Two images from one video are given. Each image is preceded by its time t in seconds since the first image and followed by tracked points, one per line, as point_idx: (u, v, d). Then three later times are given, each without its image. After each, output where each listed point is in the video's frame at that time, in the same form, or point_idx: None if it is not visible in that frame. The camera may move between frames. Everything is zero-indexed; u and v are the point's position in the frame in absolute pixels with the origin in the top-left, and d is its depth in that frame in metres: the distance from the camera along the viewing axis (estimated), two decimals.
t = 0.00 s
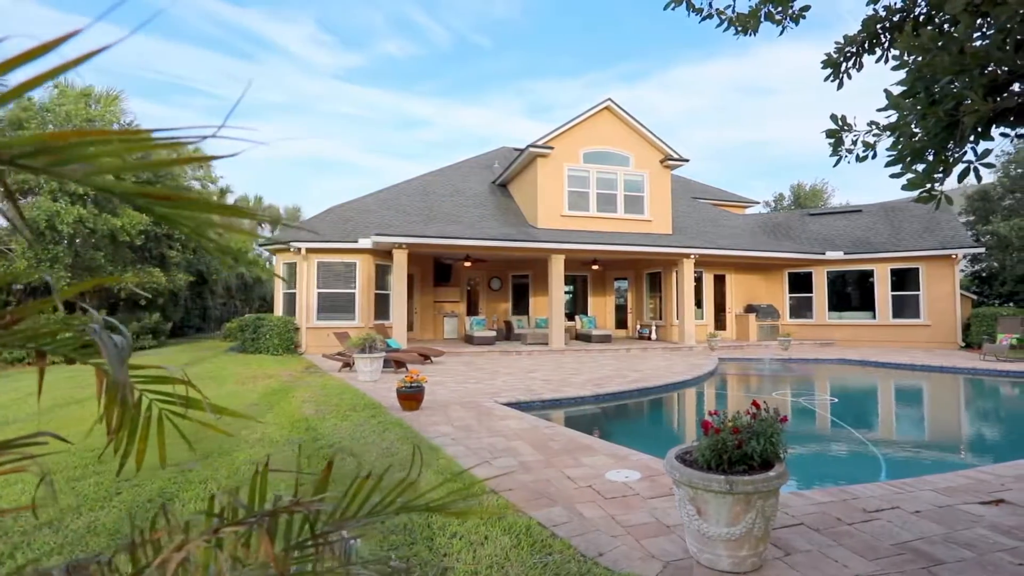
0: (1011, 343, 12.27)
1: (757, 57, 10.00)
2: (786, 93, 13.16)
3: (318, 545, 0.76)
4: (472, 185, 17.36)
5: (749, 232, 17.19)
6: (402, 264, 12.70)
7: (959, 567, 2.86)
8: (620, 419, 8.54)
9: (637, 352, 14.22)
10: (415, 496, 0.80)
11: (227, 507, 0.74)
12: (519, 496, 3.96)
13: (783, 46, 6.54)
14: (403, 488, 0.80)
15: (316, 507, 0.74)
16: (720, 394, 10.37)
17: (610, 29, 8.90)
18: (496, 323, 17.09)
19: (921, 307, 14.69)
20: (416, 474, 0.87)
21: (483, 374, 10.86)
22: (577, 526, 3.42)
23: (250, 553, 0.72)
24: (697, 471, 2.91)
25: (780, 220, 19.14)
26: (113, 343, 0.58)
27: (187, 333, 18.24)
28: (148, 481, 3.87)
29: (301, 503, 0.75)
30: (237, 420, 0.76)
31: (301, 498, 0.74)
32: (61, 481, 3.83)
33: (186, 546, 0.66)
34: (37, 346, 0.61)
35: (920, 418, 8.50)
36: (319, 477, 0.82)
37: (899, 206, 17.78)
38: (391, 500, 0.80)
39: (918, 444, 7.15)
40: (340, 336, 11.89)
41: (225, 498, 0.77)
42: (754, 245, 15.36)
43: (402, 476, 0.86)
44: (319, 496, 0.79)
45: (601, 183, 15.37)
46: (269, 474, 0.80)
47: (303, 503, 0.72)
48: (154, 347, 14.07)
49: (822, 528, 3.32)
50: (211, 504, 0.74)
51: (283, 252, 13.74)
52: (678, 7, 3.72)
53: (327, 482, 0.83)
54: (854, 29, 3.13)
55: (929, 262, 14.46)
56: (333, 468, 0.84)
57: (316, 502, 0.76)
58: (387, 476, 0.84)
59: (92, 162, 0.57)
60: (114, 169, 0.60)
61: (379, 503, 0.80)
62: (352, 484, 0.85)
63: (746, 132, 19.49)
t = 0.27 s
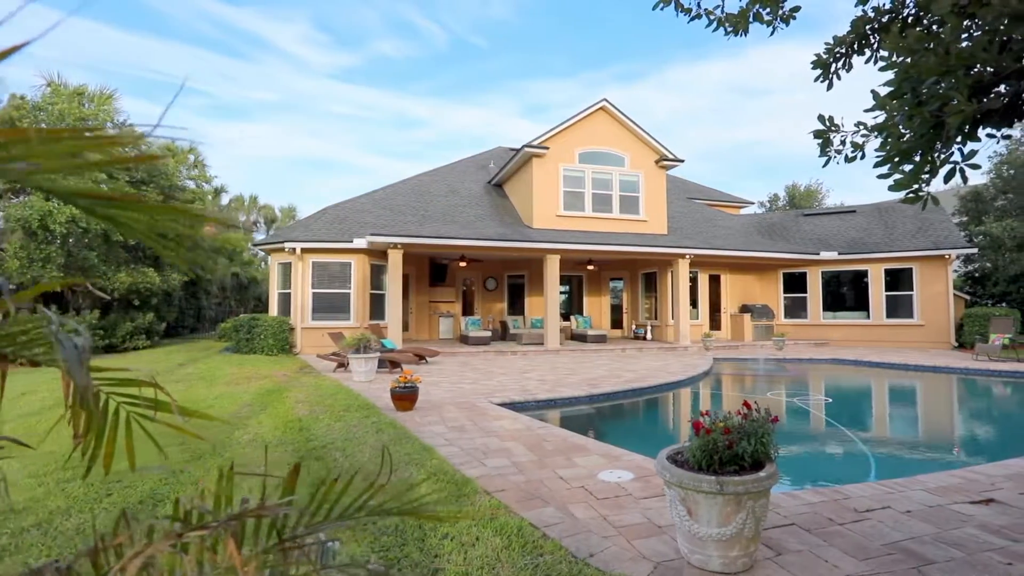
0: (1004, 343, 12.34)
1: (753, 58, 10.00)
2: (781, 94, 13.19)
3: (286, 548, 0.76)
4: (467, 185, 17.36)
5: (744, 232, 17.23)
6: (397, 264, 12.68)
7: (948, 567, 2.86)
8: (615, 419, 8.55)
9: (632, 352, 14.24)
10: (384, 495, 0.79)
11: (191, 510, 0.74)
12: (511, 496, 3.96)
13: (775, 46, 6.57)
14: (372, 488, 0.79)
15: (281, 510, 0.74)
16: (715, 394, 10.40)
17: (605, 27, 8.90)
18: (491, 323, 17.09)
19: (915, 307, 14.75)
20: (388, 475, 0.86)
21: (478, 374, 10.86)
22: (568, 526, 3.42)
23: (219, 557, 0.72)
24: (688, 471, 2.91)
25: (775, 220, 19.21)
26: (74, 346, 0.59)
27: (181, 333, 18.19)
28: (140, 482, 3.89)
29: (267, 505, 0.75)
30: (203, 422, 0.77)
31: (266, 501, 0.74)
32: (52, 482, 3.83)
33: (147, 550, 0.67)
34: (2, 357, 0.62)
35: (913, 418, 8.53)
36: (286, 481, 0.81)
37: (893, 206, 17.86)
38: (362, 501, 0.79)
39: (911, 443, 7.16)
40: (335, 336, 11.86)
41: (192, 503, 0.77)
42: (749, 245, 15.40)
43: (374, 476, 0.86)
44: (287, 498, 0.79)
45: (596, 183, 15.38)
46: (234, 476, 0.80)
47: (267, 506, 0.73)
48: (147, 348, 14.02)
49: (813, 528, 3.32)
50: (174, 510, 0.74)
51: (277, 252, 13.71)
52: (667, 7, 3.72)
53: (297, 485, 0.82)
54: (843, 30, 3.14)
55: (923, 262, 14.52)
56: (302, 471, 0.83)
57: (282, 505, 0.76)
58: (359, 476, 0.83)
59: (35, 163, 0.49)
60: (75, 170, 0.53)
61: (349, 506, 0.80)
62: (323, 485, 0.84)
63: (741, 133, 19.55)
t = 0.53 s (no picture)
0: (994, 343, 12.44)
1: (747, 60, 10.08)
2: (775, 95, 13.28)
3: (246, 551, 0.87)
4: (461, 185, 17.34)
5: (738, 233, 17.30)
6: (390, 264, 12.65)
7: (935, 566, 2.87)
8: (609, 419, 8.55)
9: (626, 352, 14.26)
10: (344, 502, 0.93)
11: (150, 514, 0.77)
12: (501, 497, 3.96)
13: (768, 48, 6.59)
14: (334, 495, 0.92)
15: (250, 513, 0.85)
16: (709, 394, 10.43)
17: (598, 29, 8.96)
18: (486, 324, 17.07)
19: (906, 307, 14.85)
20: (339, 483, 1.00)
21: (472, 374, 10.84)
22: (558, 527, 3.41)
23: (178, 559, 0.79)
24: (676, 471, 2.90)
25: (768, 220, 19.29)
26: (37, 365, 0.59)
27: (174, 334, 18.05)
28: (128, 484, 3.83)
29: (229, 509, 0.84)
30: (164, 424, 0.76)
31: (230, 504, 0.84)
32: (38, 484, 3.79)
33: (99, 556, 0.68)
34: None
35: (905, 417, 8.60)
36: (244, 488, 0.91)
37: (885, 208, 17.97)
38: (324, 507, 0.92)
39: (902, 442, 7.22)
40: (327, 337, 11.81)
41: (146, 504, 0.81)
42: (743, 245, 15.46)
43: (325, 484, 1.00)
44: (247, 504, 0.89)
45: (590, 184, 15.42)
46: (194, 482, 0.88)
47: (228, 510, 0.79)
48: (139, 348, 13.88)
49: (802, 528, 3.33)
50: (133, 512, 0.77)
51: (270, 252, 13.64)
52: (654, 7, 3.70)
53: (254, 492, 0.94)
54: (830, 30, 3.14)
55: (914, 262, 14.63)
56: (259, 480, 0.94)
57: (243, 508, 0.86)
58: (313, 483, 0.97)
59: None
60: None
61: (311, 510, 0.93)
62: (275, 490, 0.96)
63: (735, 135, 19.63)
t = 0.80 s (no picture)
0: (982, 343, 12.56)
1: (739, 61, 10.15)
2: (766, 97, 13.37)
3: (206, 549, 0.88)
4: (454, 185, 17.33)
5: (730, 233, 17.37)
6: (383, 264, 12.61)
7: (919, 564, 2.89)
8: (601, 419, 8.57)
9: (619, 352, 14.29)
10: (306, 502, 0.94)
11: (103, 517, 0.78)
12: (490, 497, 3.95)
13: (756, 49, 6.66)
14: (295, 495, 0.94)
15: (209, 517, 0.86)
16: (701, 394, 10.46)
17: (593, 30, 9.00)
18: (478, 324, 17.05)
19: (897, 307, 14.97)
20: (301, 483, 1.01)
21: (464, 375, 10.82)
22: (546, 528, 3.40)
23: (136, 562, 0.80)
24: (663, 471, 2.90)
25: (760, 221, 19.39)
26: None
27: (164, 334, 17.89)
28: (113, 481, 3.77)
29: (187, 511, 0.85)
30: (123, 425, 0.80)
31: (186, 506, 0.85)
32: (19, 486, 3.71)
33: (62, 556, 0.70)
34: None
35: (894, 416, 8.66)
36: (202, 488, 0.93)
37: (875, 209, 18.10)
38: (285, 508, 0.93)
39: (892, 442, 7.28)
40: (319, 337, 11.75)
41: (102, 508, 0.82)
42: (735, 246, 15.52)
43: (287, 483, 1.01)
44: (203, 504, 0.91)
45: (583, 184, 15.44)
46: (150, 482, 0.88)
47: (186, 512, 0.80)
48: (128, 349, 13.75)
49: (788, 528, 3.34)
50: (84, 515, 0.78)
51: (261, 252, 13.56)
52: (638, 7, 3.70)
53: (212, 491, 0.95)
54: (814, 32, 3.17)
55: (904, 262, 14.74)
56: (217, 479, 0.95)
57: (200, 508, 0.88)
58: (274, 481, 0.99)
59: None
60: None
61: (272, 513, 0.93)
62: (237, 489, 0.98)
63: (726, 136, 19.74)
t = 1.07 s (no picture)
0: (969, 343, 12.70)
1: (730, 62, 10.21)
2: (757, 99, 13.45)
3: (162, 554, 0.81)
4: (446, 185, 17.30)
5: (721, 234, 17.46)
6: (374, 264, 12.57)
7: (902, 563, 2.91)
8: (592, 419, 8.58)
9: (610, 352, 14.32)
10: (269, 504, 0.88)
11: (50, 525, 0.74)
12: (477, 498, 3.95)
13: (742, 51, 6.73)
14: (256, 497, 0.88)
15: (164, 521, 0.81)
16: (692, 394, 10.50)
17: (584, 31, 9.03)
18: (470, 324, 17.03)
19: (885, 307, 15.10)
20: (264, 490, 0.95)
21: (455, 375, 10.79)
22: (533, 528, 3.40)
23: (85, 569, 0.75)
24: (649, 471, 2.90)
25: (751, 222, 19.50)
26: None
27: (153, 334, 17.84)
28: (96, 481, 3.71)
29: (139, 515, 0.80)
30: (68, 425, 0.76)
31: (138, 510, 0.80)
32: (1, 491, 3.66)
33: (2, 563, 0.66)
34: None
35: (884, 415, 8.74)
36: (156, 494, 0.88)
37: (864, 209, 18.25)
38: (246, 511, 0.87)
39: (881, 440, 7.34)
40: (310, 337, 11.69)
41: (49, 516, 0.77)
42: (726, 246, 15.61)
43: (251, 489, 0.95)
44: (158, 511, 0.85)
45: (575, 184, 15.46)
46: (102, 489, 0.84)
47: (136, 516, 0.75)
48: (116, 349, 13.62)
49: (774, 527, 3.35)
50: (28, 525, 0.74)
51: (251, 251, 13.48)
52: (622, 7, 3.66)
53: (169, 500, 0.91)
54: (798, 34, 3.19)
55: (892, 262, 14.87)
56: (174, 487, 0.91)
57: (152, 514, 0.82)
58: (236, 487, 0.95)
59: None
60: None
61: (234, 517, 0.87)
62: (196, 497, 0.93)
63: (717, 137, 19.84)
